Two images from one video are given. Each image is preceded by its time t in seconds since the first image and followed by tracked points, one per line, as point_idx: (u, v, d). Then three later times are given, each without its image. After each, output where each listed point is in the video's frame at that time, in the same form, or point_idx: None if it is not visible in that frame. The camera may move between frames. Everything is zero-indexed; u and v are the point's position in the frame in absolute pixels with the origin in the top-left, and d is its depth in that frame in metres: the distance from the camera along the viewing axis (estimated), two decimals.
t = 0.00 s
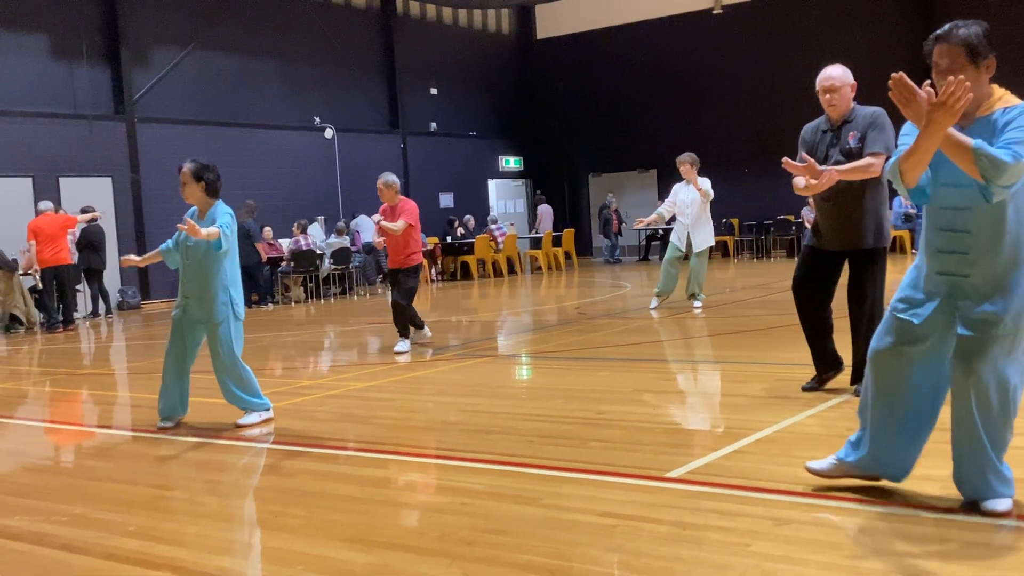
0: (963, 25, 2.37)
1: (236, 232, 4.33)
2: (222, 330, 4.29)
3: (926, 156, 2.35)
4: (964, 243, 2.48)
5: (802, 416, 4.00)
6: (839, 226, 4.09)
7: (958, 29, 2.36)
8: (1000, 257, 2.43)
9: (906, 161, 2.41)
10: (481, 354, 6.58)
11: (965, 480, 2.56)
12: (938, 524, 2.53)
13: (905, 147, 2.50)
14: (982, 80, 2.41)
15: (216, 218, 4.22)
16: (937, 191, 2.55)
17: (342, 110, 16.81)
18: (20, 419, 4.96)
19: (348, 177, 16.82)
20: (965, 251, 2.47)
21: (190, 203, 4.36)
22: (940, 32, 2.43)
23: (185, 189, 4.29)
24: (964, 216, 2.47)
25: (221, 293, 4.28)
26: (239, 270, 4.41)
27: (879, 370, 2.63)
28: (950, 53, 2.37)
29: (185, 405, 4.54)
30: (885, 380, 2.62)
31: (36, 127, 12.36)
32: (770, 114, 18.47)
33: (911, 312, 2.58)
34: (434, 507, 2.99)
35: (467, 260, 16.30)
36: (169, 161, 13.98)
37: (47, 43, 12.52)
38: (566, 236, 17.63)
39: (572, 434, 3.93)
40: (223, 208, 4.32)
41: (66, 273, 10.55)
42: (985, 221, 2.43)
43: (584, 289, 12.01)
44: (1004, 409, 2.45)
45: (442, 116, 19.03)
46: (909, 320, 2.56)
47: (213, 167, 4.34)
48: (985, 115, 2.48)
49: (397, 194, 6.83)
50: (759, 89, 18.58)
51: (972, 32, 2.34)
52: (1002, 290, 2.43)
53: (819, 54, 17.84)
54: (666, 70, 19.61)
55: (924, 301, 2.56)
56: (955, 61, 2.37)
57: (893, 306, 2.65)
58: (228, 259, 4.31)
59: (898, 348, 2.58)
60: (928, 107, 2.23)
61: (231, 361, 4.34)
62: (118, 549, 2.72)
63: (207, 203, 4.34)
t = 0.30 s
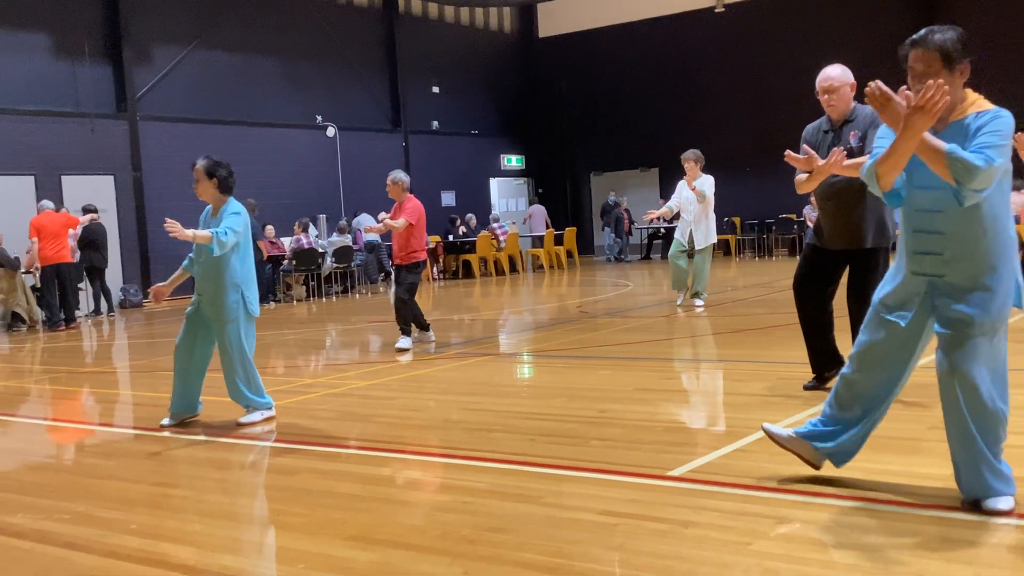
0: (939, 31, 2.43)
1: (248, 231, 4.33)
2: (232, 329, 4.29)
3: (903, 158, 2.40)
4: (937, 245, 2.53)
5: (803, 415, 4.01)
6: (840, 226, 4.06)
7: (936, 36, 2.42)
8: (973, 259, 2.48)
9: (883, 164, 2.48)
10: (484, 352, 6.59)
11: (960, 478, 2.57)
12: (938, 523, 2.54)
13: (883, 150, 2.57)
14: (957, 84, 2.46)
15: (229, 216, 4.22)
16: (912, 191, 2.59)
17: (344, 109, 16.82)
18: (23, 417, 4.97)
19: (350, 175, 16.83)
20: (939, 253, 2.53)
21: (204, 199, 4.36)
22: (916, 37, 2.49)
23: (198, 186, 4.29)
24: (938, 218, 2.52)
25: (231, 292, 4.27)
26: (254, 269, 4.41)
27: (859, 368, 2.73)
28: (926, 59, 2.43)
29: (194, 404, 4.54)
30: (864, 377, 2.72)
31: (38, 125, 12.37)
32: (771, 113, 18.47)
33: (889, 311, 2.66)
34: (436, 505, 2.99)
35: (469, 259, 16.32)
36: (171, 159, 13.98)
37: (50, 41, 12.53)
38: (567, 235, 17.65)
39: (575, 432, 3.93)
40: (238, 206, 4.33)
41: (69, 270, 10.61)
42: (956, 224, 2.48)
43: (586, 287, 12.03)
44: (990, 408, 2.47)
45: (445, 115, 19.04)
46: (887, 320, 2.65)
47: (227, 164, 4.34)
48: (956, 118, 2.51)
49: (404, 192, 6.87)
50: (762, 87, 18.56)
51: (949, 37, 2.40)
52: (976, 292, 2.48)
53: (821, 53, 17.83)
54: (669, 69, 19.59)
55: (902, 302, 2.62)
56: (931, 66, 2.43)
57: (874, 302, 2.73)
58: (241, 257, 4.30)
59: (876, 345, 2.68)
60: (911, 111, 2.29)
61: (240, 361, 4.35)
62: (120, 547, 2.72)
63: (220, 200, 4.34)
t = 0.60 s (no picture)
0: (885, 42, 2.47)
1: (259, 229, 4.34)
2: (240, 325, 4.29)
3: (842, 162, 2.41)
4: (887, 246, 2.55)
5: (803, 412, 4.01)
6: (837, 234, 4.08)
7: (881, 46, 2.45)
8: (921, 257, 2.51)
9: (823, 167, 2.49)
10: (485, 350, 6.59)
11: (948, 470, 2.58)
12: (937, 521, 2.53)
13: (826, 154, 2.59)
14: (900, 94, 2.49)
15: (239, 212, 4.23)
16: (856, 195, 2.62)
17: (346, 107, 16.81)
18: (24, 414, 4.98)
19: (351, 173, 16.82)
20: (887, 254, 2.56)
21: (216, 198, 4.38)
22: (863, 48, 2.52)
23: (210, 184, 4.31)
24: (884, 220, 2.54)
25: (240, 290, 4.28)
26: (265, 266, 4.42)
27: (817, 370, 2.77)
28: (871, 67, 2.46)
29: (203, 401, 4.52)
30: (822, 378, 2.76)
31: (40, 123, 12.37)
32: (773, 111, 18.45)
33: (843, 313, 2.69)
34: (437, 502, 2.99)
35: (470, 257, 16.32)
36: (172, 157, 13.97)
37: (51, 39, 12.53)
38: (568, 233, 17.65)
39: (576, 430, 3.93)
40: (250, 204, 4.34)
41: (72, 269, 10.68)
42: (901, 226, 2.50)
43: (587, 285, 12.03)
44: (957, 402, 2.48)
45: (446, 113, 19.03)
46: (845, 323, 2.69)
47: (239, 162, 4.36)
48: (898, 126, 2.54)
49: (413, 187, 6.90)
50: (764, 86, 18.54)
51: (895, 49, 2.44)
52: (928, 289, 2.51)
53: (823, 51, 17.81)
54: (670, 67, 19.58)
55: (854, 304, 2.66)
56: (876, 74, 2.46)
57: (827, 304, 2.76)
58: (250, 254, 4.31)
59: (832, 346, 2.72)
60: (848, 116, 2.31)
61: (247, 357, 4.34)
62: (121, 544, 2.73)
63: (232, 198, 4.36)
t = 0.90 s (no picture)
0: (852, 49, 2.51)
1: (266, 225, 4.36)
2: (246, 321, 4.30)
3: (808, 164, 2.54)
4: (861, 248, 2.61)
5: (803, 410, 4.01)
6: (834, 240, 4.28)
7: (843, 52, 2.51)
8: (896, 256, 2.56)
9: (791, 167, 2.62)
10: (486, 349, 6.59)
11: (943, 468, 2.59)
12: (937, 518, 2.54)
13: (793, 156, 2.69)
14: (866, 96, 2.56)
15: (243, 209, 4.25)
16: (832, 199, 2.68)
17: (346, 105, 16.82)
18: (26, 412, 5.00)
19: (352, 172, 16.84)
20: (862, 254, 2.61)
21: (226, 195, 4.42)
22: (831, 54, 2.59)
23: (220, 181, 4.35)
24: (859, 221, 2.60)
25: (248, 287, 4.29)
26: (274, 262, 4.43)
27: (793, 371, 2.81)
28: (837, 74, 2.53)
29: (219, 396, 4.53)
30: (799, 379, 2.81)
31: (41, 121, 12.40)
32: (775, 109, 18.43)
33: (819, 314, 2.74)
34: (439, 500, 3.00)
35: (471, 255, 16.33)
36: (173, 154, 13.98)
37: (52, 37, 12.55)
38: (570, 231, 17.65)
39: (577, 429, 3.93)
40: (258, 201, 4.36)
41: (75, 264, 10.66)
42: (874, 225, 2.56)
43: (588, 284, 12.04)
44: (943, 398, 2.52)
45: (447, 111, 19.03)
46: (821, 325, 2.73)
47: (249, 160, 4.38)
48: (867, 130, 2.61)
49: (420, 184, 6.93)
50: (765, 85, 18.52)
51: (864, 56, 2.49)
52: (904, 287, 2.56)
53: (824, 50, 17.78)
54: (671, 66, 19.55)
55: (830, 305, 2.70)
56: (841, 82, 2.54)
57: (803, 306, 2.81)
58: (258, 250, 4.34)
59: (808, 347, 2.76)
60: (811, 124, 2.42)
61: (254, 352, 4.35)
62: (123, 542, 2.73)
63: (241, 196, 4.39)
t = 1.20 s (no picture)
0: (836, 55, 2.52)
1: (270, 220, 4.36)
2: (248, 317, 4.30)
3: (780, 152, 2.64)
4: (849, 249, 2.63)
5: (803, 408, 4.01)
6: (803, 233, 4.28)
7: (829, 58, 2.52)
8: (884, 257, 2.58)
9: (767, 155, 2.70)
10: (487, 347, 6.59)
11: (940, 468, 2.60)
12: (937, 517, 2.54)
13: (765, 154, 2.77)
14: (852, 101, 2.56)
15: (242, 206, 4.25)
16: (818, 201, 2.70)
17: (348, 102, 16.82)
18: (27, 411, 4.99)
19: (353, 170, 16.83)
20: (850, 255, 2.63)
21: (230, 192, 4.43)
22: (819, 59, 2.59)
23: (223, 180, 4.37)
24: (847, 222, 2.62)
25: (250, 283, 4.30)
26: (278, 257, 4.44)
27: (781, 373, 2.81)
28: (821, 80, 2.54)
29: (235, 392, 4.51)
30: (786, 379, 2.81)
31: (43, 119, 12.40)
32: (776, 108, 18.41)
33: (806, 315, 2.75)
34: (440, 498, 3.00)
35: (472, 254, 16.34)
36: (173, 152, 13.97)
37: (52, 35, 12.54)
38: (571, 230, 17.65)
39: (579, 427, 3.93)
40: (261, 197, 4.37)
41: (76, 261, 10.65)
42: (863, 226, 2.58)
43: (589, 282, 12.03)
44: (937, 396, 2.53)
45: (448, 109, 19.03)
46: (810, 327, 2.73)
47: (252, 158, 4.38)
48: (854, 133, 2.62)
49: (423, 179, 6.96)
50: (766, 83, 18.50)
51: (845, 63, 2.50)
52: (894, 288, 2.58)
53: (826, 48, 17.75)
54: (672, 64, 19.53)
55: (818, 305, 2.71)
56: (826, 87, 2.54)
57: (790, 308, 2.81)
58: (261, 246, 4.34)
59: (795, 349, 2.76)
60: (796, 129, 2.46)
61: (257, 347, 4.37)
62: (123, 540, 2.73)
63: (244, 193, 4.39)
